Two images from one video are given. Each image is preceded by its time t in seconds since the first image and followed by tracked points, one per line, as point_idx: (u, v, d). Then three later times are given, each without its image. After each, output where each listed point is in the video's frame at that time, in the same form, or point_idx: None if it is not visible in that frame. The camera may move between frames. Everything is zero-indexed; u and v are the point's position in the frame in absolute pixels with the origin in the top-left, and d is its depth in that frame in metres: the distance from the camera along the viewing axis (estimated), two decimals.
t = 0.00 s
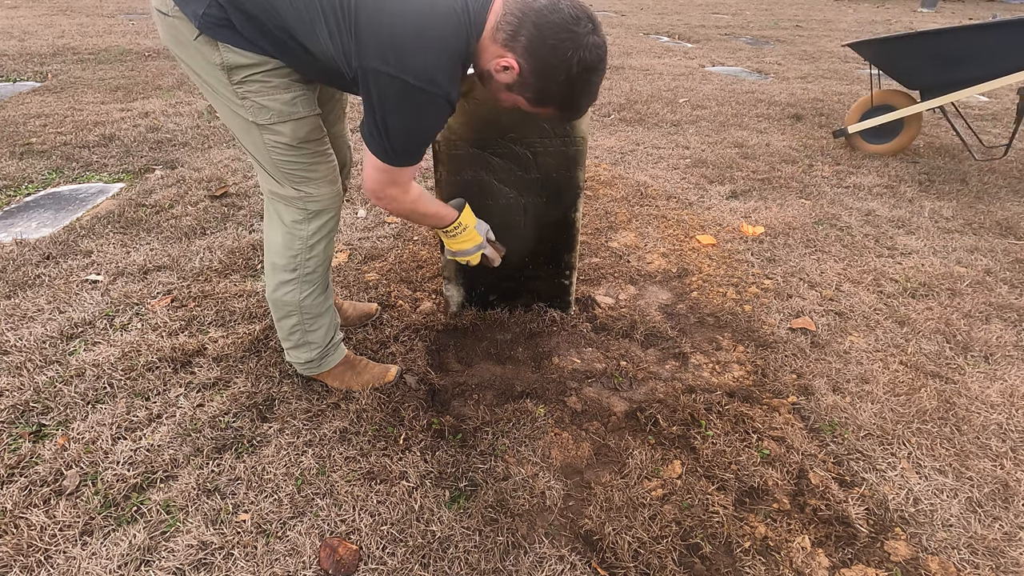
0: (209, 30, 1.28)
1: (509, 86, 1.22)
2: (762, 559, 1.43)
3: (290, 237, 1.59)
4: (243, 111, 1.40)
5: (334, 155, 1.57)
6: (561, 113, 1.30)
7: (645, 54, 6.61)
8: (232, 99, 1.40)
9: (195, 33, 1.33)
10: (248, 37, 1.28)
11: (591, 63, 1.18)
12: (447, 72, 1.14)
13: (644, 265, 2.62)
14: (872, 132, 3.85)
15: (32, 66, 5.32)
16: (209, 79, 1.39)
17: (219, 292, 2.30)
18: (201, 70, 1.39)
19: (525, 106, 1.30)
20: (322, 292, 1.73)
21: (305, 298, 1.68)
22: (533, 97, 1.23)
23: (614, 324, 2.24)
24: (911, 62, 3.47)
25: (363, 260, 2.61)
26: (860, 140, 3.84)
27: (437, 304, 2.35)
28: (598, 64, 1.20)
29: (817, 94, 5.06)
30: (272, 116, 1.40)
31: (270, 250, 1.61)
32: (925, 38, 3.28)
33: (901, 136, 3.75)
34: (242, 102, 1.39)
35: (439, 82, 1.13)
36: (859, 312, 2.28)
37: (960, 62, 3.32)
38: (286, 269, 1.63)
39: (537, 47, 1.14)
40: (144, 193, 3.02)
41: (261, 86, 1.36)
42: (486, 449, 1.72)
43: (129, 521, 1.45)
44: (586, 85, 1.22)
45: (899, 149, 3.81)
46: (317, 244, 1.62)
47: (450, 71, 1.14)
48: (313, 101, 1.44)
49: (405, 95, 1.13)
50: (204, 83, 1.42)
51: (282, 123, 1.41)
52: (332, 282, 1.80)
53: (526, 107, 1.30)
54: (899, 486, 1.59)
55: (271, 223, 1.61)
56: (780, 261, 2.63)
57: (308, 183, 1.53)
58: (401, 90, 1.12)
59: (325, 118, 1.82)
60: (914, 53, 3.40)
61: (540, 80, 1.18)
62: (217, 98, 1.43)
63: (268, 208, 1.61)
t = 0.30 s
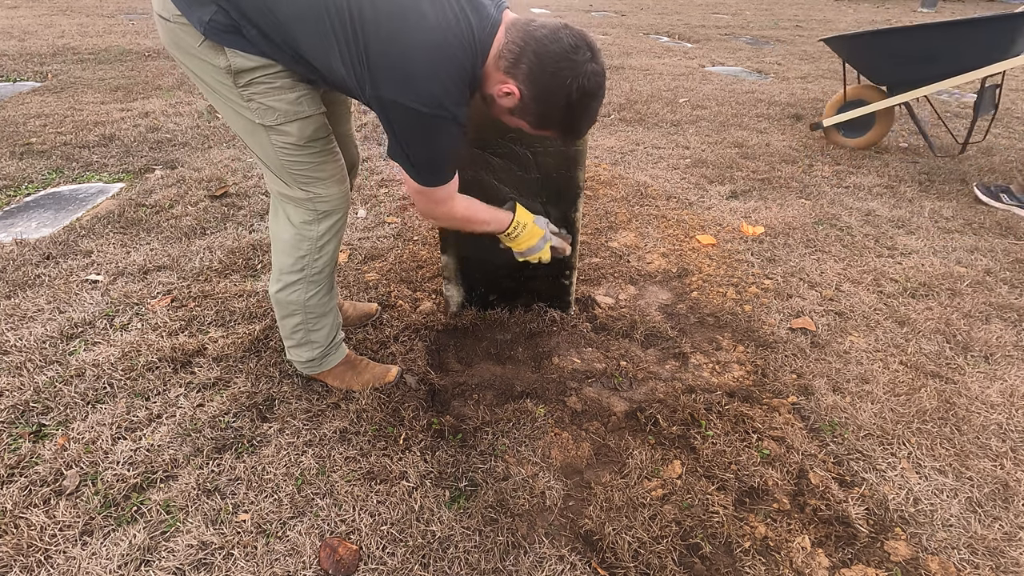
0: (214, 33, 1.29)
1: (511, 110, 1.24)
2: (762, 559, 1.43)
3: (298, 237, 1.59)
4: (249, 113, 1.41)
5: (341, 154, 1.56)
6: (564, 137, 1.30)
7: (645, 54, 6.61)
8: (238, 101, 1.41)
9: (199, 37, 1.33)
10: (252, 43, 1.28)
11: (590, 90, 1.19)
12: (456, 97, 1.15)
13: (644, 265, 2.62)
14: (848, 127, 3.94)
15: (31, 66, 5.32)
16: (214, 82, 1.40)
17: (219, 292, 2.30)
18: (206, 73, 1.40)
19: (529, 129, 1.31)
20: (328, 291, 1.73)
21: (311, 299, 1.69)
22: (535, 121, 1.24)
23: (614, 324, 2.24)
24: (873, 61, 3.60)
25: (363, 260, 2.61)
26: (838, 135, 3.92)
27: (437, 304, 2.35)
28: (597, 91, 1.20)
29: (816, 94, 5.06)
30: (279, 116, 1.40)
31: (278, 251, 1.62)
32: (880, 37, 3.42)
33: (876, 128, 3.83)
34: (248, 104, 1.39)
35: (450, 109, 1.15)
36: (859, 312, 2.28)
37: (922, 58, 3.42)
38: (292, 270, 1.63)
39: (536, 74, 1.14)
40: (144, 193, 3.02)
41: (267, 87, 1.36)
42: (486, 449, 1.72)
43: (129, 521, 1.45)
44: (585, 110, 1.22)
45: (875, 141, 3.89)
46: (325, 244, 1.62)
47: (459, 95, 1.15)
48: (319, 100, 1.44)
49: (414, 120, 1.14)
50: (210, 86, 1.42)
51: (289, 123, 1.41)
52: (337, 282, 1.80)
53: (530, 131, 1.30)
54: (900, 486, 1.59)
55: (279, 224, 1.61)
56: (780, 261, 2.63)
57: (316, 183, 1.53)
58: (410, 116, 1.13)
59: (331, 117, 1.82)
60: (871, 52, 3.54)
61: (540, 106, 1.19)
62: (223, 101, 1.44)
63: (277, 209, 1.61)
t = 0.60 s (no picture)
0: (218, 32, 1.28)
1: (519, 105, 1.23)
2: (762, 559, 1.43)
3: (300, 237, 1.59)
4: (253, 113, 1.41)
5: (344, 154, 1.56)
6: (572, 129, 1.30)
7: (645, 54, 6.61)
8: (241, 100, 1.41)
9: (203, 36, 1.33)
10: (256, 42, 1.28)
11: (596, 79, 1.18)
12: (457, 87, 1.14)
13: (644, 265, 2.62)
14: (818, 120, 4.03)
15: (32, 66, 5.32)
16: (218, 82, 1.40)
17: (219, 292, 2.30)
18: (210, 72, 1.40)
19: (537, 124, 1.30)
20: (330, 290, 1.73)
21: (312, 297, 1.68)
22: (542, 116, 1.23)
23: (614, 324, 2.24)
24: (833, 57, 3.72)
25: (363, 260, 2.61)
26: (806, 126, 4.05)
27: (437, 304, 2.35)
28: (604, 79, 1.19)
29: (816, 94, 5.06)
30: (283, 116, 1.40)
31: (280, 251, 1.62)
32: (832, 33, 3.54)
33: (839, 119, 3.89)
34: (251, 103, 1.39)
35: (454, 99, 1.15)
36: (859, 312, 2.28)
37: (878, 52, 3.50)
38: (295, 270, 1.63)
39: (541, 69, 1.14)
40: (144, 193, 3.02)
41: (271, 87, 1.36)
42: (486, 449, 1.72)
43: (129, 521, 1.45)
44: (592, 101, 1.21)
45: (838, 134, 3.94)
46: (327, 244, 1.62)
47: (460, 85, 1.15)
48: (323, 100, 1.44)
49: (415, 108, 1.13)
50: (214, 85, 1.42)
51: (292, 123, 1.41)
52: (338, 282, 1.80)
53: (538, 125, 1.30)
54: (899, 486, 1.59)
55: (282, 224, 1.61)
56: (780, 261, 2.63)
57: (318, 183, 1.53)
58: (411, 105, 1.13)
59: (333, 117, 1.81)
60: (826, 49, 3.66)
61: (546, 100, 1.18)
62: (226, 100, 1.44)
63: (280, 209, 1.62)
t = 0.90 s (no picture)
0: (214, 37, 1.29)
1: (516, 113, 1.25)
2: (762, 559, 1.43)
3: (301, 238, 1.58)
4: (251, 115, 1.41)
5: (343, 154, 1.56)
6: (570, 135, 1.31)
7: (645, 54, 6.61)
8: (240, 103, 1.41)
9: (200, 40, 1.33)
10: (254, 47, 1.28)
11: (591, 88, 1.18)
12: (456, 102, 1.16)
13: (644, 265, 2.62)
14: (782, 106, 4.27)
15: (32, 66, 5.32)
16: (216, 85, 1.40)
17: (219, 292, 2.30)
18: (207, 75, 1.40)
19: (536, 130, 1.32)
20: (330, 291, 1.73)
21: (313, 298, 1.69)
22: (539, 123, 1.25)
23: (614, 324, 2.24)
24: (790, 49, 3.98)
25: (363, 260, 2.61)
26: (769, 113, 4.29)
27: (437, 304, 2.35)
28: (599, 88, 1.19)
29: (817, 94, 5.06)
30: (281, 118, 1.40)
31: (281, 252, 1.62)
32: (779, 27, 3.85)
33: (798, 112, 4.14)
34: (249, 106, 1.39)
35: (453, 113, 1.16)
36: (859, 312, 2.28)
37: (828, 46, 3.74)
38: (296, 271, 1.63)
39: (535, 79, 1.15)
40: (144, 193, 3.02)
41: (268, 88, 1.36)
42: (486, 449, 1.72)
43: (130, 521, 1.45)
44: (588, 109, 1.22)
45: (795, 127, 4.22)
46: (327, 245, 1.62)
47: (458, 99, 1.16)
48: (320, 100, 1.43)
49: (416, 127, 1.16)
50: (212, 88, 1.43)
51: (290, 124, 1.41)
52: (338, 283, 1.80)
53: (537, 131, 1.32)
54: (899, 486, 1.59)
55: (283, 225, 1.61)
56: (780, 261, 2.63)
57: (318, 184, 1.52)
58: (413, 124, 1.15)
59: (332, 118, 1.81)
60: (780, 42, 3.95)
61: (541, 108, 1.20)
62: (225, 103, 1.44)
63: (281, 211, 1.61)
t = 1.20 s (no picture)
0: (214, 36, 1.29)
1: (517, 116, 1.26)
2: (762, 559, 1.43)
3: (302, 237, 1.58)
4: (252, 115, 1.41)
5: (344, 153, 1.56)
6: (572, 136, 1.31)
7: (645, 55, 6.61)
8: (241, 102, 1.41)
9: (200, 38, 1.33)
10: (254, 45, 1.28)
11: (590, 90, 1.18)
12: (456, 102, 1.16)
13: (644, 265, 2.62)
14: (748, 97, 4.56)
15: (31, 66, 5.32)
16: (218, 85, 1.40)
17: (219, 292, 2.30)
18: (208, 74, 1.40)
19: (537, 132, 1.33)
20: (331, 291, 1.73)
21: (314, 298, 1.69)
22: (540, 125, 1.25)
23: (614, 324, 2.24)
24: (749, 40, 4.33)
25: (363, 260, 2.61)
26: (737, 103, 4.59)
27: (437, 304, 2.36)
28: (599, 89, 1.19)
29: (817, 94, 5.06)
30: (281, 117, 1.40)
31: (282, 251, 1.62)
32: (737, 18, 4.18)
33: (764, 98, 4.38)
34: (250, 105, 1.39)
35: (453, 112, 1.17)
36: (859, 312, 2.28)
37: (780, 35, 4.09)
38: (297, 271, 1.63)
39: (534, 82, 1.15)
40: (144, 193, 3.02)
41: (268, 87, 1.36)
42: (486, 449, 1.72)
43: (130, 521, 1.45)
44: (589, 111, 1.21)
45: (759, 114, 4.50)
46: (328, 244, 1.62)
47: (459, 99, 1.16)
48: (321, 99, 1.43)
49: (417, 127, 1.16)
50: (213, 88, 1.43)
51: (291, 123, 1.41)
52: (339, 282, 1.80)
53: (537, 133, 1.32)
54: (899, 486, 1.59)
55: (284, 225, 1.62)
56: (780, 261, 2.63)
57: (319, 183, 1.52)
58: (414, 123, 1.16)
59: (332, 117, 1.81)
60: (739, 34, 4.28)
61: (541, 111, 1.20)
62: (226, 103, 1.44)
63: (282, 210, 1.62)
